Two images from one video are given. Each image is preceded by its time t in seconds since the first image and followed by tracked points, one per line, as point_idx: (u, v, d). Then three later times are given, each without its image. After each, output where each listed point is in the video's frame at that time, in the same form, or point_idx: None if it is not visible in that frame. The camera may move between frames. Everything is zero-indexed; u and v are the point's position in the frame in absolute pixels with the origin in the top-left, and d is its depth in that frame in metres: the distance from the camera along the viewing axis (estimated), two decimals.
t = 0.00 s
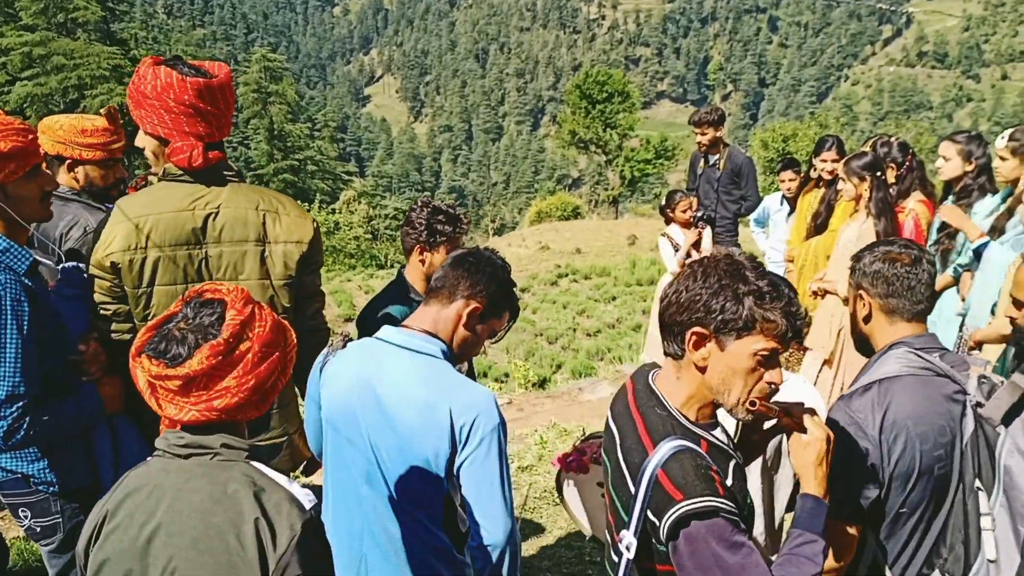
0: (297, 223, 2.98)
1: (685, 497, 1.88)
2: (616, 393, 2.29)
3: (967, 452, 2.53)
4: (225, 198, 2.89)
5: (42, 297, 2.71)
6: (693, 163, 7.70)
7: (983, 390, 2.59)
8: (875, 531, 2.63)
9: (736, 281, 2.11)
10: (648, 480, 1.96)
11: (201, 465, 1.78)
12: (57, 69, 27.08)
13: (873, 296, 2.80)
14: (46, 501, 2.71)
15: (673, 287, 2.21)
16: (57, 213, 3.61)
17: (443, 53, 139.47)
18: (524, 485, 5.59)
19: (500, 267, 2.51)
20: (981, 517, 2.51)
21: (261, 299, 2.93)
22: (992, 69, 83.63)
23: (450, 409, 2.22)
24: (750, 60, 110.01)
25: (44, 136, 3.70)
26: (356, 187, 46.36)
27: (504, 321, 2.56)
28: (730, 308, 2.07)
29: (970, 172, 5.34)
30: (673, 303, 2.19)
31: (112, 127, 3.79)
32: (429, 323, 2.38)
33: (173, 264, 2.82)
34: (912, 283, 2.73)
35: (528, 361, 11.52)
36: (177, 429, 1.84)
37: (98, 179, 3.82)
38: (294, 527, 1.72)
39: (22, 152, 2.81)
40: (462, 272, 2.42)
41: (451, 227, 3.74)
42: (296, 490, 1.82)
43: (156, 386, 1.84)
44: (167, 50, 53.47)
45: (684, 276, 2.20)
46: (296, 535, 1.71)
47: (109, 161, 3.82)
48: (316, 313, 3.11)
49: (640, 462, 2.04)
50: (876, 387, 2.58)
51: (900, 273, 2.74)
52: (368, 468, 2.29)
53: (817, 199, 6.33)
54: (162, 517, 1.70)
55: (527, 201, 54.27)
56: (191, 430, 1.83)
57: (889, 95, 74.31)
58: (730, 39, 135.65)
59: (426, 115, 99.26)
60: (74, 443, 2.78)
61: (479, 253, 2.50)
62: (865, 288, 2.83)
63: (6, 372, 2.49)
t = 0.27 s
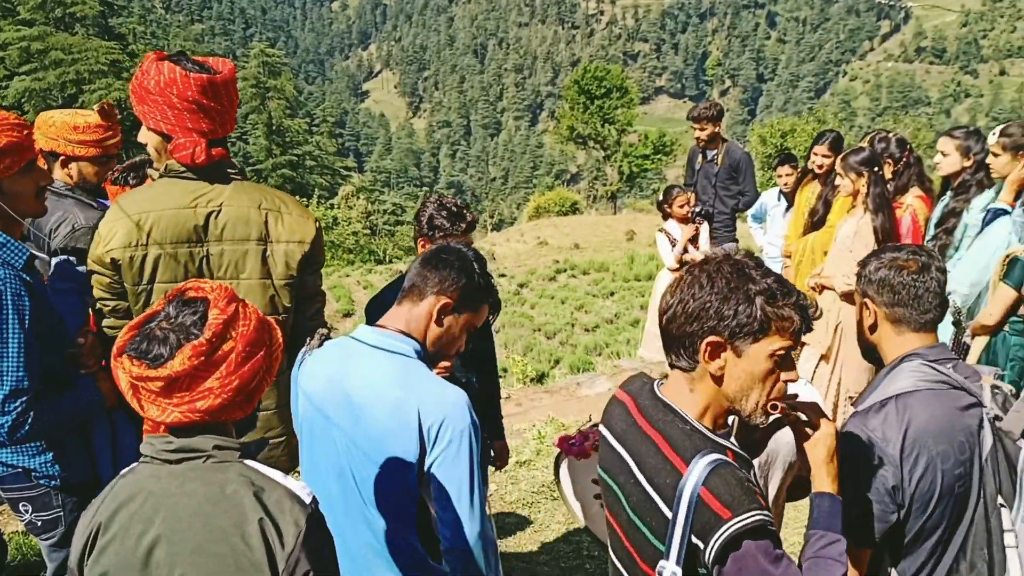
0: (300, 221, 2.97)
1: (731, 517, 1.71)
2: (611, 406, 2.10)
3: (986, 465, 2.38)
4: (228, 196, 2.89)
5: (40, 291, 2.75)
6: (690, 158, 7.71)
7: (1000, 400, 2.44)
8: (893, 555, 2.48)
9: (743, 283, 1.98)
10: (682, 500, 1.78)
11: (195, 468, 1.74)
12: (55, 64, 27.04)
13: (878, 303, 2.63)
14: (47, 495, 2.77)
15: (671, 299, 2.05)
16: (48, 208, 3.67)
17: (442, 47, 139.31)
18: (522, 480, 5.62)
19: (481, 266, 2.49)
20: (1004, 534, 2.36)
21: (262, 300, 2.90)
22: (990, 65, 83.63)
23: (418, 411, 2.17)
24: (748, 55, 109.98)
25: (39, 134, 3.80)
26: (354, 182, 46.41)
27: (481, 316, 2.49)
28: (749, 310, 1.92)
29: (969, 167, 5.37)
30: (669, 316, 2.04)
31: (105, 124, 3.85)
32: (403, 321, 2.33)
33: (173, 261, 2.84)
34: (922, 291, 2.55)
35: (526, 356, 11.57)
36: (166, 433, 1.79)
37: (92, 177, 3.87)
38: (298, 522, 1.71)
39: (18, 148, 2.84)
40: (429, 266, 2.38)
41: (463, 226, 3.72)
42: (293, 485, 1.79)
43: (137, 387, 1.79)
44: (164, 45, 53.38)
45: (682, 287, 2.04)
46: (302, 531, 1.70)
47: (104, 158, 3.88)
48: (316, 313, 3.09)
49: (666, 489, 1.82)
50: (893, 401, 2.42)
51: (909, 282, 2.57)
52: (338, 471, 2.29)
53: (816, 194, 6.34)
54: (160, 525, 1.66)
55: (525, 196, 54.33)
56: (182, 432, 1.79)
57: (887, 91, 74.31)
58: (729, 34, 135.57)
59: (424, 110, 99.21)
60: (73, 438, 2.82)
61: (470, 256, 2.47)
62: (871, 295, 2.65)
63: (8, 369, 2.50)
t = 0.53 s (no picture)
0: (299, 220, 2.96)
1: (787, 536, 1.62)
2: (608, 434, 1.92)
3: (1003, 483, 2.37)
4: (228, 194, 2.88)
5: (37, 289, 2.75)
6: (688, 154, 7.68)
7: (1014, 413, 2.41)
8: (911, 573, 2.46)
9: (750, 291, 1.90)
10: (733, 529, 1.65)
11: (218, 476, 1.60)
12: (52, 59, 26.98)
13: (882, 316, 2.61)
14: (47, 490, 2.79)
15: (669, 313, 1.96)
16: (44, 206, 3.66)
17: (440, 43, 139.26)
18: (520, 475, 5.62)
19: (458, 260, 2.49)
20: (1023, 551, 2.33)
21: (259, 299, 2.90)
22: (988, 61, 83.60)
23: (387, 405, 2.14)
24: (746, 51, 110.00)
25: (33, 128, 3.77)
26: (352, 178, 46.44)
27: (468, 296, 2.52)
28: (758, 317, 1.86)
29: (966, 164, 5.36)
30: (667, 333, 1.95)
31: (100, 120, 3.82)
32: (379, 318, 2.31)
33: (172, 258, 2.82)
34: (930, 304, 2.52)
35: (525, 352, 11.63)
36: (182, 438, 1.63)
37: (87, 173, 3.86)
38: (325, 529, 1.58)
39: (17, 143, 2.84)
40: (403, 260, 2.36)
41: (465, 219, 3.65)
42: (319, 492, 1.64)
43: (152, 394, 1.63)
44: (162, 40, 53.28)
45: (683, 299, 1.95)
46: (329, 540, 1.57)
47: (99, 154, 3.86)
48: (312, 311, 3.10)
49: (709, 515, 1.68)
50: (907, 421, 2.38)
51: (914, 295, 2.53)
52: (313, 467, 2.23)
53: (813, 190, 6.34)
54: (180, 536, 1.53)
55: (523, 192, 54.37)
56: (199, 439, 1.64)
57: (886, 87, 74.30)
58: (727, 29, 135.54)
59: (422, 106, 99.18)
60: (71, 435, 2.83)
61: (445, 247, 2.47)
62: (874, 306, 2.63)
63: (5, 365, 2.52)
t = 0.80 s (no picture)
0: (299, 221, 2.93)
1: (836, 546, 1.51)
2: (607, 475, 1.71)
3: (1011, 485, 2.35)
4: (228, 194, 2.87)
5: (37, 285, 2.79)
6: (687, 151, 7.69)
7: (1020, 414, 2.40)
8: None
9: (752, 309, 1.78)
10: (781, 549, 1.52)
11: (243, 482, 1.59)
12: (50, 56, 26.95)
13: (886, 319, 2.62)
14: (47, 486, 2.78)
15: (660, 333, 1.80)
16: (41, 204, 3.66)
17: (438, 40, 139.14)
18: (519, 473, 5.61)
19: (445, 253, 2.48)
20: None
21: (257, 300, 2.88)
22: (986, 59, 83.55)
23: (391, 403, 2.15)
24: (744, 48, 110.01)
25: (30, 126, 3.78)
26: (351, 175, 46.44)
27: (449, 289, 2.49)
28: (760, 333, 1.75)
29: (963, 161, 5.37)
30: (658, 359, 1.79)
31: (97, 118, 3.82)
32: (379, 313, 2.31)
33: (172, 258, 2.81)
34: (934, 308, 2.53)
35: (524, 350, 11.65)
36: (210, 442, 1.63)
37: (84, 170, 3.87)
38: (345, 547, 1.54)
39: (18, 143, 2.84)
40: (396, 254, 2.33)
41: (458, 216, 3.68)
42: (347, 512, 1.61)
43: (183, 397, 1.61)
44: (160, 37, 53.21)
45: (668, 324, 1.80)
46: (348, 558, 1.53)
47: (96, 152, 3.87)
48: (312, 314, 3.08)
49: (749, 539, 1.53)
50: (913, 428, 2.36)
51: (918, 301, 2.54)
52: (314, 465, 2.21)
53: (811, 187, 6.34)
54: (199, 540, 1.53)
55: (522, 190, 54.37)
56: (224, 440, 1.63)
57: (884, 84, 74.33)
58: (725, 27, 135.43)
59: (420, 103, 99.15)
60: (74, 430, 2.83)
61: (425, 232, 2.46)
62: (877, 309, 2.65)
63: (8, 360, 2.54)
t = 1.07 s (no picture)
0: (300, 222, 2.93)
1: (860, 544, 1.55)
2: (615, 511, 1.62)
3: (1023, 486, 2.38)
4: (228, 193, 2.87)
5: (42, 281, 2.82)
6: (685, 151, 7.70)
7: None
8: None
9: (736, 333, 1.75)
10: (814, 556, 1.51)
11: (263, 484, 1.63)
12: (48, 55, 26.91)
13: (898, 317, 2.62)
14: (46, 481, 2.81)
15: (652, 358, 1.77)
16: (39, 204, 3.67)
17: (436, 39, 139.06)
18: (517, 472, 5.62)
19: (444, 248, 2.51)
20: None
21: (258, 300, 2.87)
22: (984, 58, 83.54)
23: (431, 421, 2.18)
24: (742, 47, 110.03)
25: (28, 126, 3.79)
26: (349, 174, 46.40)
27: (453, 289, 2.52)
28: (748, 343, 1.75)
29: (960, 161, 5.37)
30: (655, 380, 1.76)
31: (93, 117, 3.84)
32: (405, 330, 2.32)
33: (172, 258, 2.80)
34: (943, 309, 2.51)
35: (522, 349, 11.66)
36: (231, 441, 1.68)
37: (80, 170, 3.89)
38: (362, 558, 1.57)
39: (15, 141, 2.82)
40: (419, 255, 2.33)
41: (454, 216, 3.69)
42: (368, 519, 1.65)
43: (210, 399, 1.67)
44: (158, 35, 53.14)
45: (666, 343, 1.76)
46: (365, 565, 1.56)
47: (93, 151, 3.89)
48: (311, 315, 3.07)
49: (772, 547, 1.52)
50: (929, 429, 2.35)
51: (926, 300, 2.53)
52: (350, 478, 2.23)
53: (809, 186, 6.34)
54: (216, 540, 1.56)
55: (520, 189, 54.36)
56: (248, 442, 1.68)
57: (882, 84, 74.33)
58: (723, 26, 135.37)
59: (418, 102, 99.08)
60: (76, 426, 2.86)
61: (427, 231, 2.50)
62: (889, 308, 2.65)
63: (15, 355, 2.60)
